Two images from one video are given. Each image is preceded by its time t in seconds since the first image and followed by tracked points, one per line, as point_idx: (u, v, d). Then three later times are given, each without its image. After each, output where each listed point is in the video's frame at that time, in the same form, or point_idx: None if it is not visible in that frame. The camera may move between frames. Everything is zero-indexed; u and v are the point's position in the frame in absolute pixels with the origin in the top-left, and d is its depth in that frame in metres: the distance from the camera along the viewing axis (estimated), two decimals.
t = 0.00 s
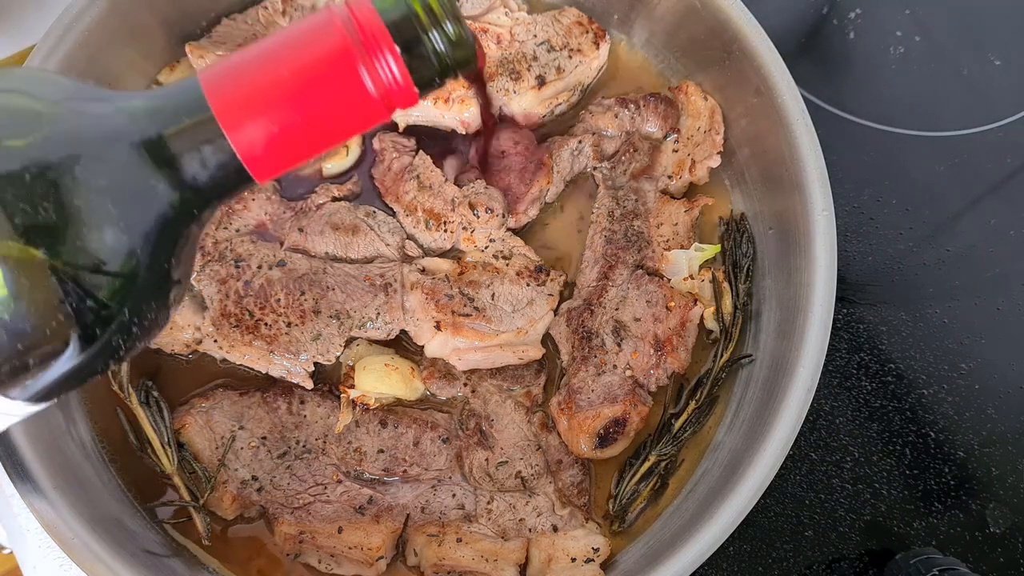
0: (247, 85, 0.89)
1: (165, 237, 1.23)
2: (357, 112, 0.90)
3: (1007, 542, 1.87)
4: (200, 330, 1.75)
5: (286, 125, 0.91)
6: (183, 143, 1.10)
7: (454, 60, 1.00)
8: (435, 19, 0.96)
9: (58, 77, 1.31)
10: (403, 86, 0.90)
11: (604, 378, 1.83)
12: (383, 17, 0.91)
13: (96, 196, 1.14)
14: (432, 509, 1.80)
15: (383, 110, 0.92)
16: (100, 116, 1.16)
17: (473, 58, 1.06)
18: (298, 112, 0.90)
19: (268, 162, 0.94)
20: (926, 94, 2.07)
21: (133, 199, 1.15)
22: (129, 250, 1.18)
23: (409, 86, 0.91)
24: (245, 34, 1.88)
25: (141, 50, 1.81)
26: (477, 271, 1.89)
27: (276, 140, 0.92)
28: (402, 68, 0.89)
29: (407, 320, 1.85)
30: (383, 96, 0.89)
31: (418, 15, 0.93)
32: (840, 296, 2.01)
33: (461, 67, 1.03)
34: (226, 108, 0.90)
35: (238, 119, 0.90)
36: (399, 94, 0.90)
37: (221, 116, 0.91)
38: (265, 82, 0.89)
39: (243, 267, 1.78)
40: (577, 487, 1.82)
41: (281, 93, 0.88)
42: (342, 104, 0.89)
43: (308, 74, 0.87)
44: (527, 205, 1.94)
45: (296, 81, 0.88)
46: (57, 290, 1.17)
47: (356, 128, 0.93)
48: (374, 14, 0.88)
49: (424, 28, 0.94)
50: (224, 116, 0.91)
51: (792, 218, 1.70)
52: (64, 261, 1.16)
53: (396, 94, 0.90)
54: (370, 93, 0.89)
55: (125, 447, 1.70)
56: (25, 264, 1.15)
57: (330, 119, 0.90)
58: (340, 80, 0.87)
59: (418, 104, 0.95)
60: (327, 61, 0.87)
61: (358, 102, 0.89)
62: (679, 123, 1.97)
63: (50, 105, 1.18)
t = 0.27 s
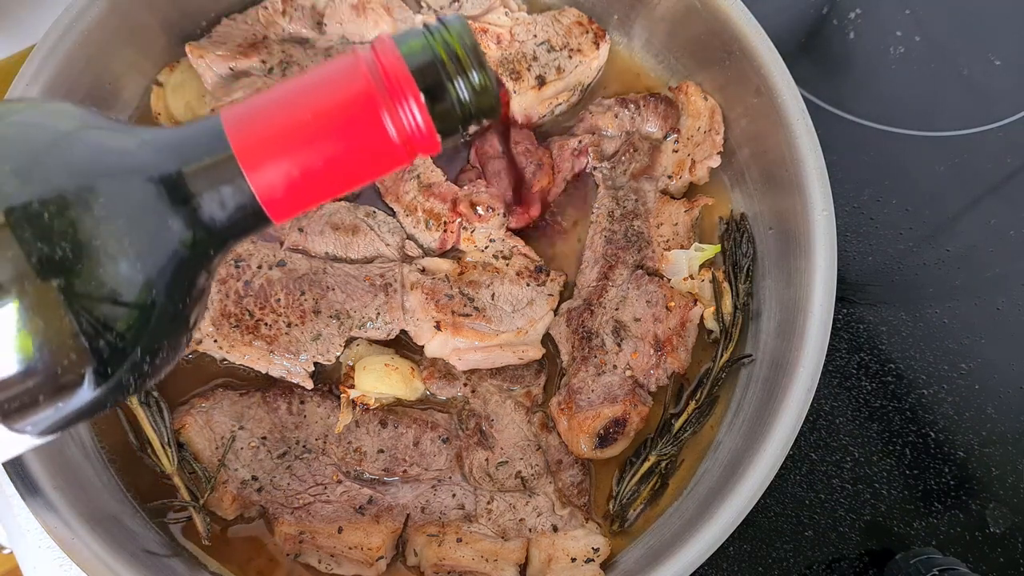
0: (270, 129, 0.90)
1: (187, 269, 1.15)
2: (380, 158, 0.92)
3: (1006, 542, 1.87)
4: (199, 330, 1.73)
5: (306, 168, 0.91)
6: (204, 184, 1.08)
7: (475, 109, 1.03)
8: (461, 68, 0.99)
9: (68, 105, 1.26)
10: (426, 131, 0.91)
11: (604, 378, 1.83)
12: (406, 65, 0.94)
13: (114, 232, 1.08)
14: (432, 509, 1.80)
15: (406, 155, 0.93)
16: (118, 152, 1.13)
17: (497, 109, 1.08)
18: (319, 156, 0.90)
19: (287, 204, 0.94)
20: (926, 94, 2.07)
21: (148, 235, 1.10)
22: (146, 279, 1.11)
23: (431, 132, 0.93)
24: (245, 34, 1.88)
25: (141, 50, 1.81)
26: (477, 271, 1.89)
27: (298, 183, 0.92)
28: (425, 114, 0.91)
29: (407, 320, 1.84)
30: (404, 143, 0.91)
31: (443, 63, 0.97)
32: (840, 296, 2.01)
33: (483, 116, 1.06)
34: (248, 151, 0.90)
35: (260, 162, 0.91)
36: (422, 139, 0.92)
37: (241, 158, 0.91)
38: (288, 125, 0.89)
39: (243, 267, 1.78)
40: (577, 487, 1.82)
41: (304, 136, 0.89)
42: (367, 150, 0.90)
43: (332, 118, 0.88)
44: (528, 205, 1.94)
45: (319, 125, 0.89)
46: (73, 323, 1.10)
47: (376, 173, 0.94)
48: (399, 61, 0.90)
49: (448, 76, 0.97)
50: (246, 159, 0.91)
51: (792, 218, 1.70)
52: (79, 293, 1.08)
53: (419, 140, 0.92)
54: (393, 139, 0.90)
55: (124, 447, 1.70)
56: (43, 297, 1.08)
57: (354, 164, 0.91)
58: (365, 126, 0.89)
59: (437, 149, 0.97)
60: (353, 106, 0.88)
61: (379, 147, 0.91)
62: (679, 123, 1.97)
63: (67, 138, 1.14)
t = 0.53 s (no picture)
0: (253, 162, 0.89)
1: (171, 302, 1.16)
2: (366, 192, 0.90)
3: (1006, 542, 1.87)
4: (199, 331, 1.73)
5: (290, 201, 0.90)
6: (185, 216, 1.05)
7: (464, 143, 0.98)
8: (449, 102, 0.95)
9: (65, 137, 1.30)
10: (414, 165, 0.89)
11: (604, 378, 1.83)
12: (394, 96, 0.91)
13: (95, 267, 1.08)
14: (432, 509, 1.80)
15: (393, 189, 0.91)
16: (100, 180, 1.13)
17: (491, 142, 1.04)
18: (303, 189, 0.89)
19: (271, 235, 0.93)
20: (925, 94, 2.06)
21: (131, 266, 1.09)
22: (128, 312, 1.11)
23: (419, 165, 0.90)
24: (244, 34, 1.88)
25: (141, 50, 1.81)
26: (477, 271, 1.90)
27: (282, 216, 0.91)
28: (413, 148, 0.88)
29: (407, 320, 1.84)
30: (391, 177, 0.89)
31: (430, 97, 0.93)
32: (840, 296, 2.01)
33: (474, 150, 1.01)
34: (231, 184, 0.89)
35: (244, 195, 0.89)
36: (410, 173, 0.89)
37: (225, 190, 0.90)
38: (271, 158, 0.88)
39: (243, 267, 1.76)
40: (577, 487, 1.82)
41: (288, 170, 0.88)
42: (352, 184, 0.89)
43: (316, 152, 0.87)
44: (528, 205, 1.94)
45: (304, 159, 0.87)
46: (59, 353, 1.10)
47: (362, 206, 0.92)
48: (386, 92, 0.88)
49: (433, 112, 0.93)
50: (228, 193, 0.90)
51: (792, 219, 1.70)
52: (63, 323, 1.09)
53: (407, 174, 0.89)
54: (378, 173, 0.88)
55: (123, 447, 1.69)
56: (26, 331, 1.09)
57: (339, 198, 0.90)
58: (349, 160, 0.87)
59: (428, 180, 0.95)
60: (337, 141, 0.87)
61: (365, 180, 0.89)
62: (679, 123, 1.97)
63: (52, 168, 1.14)
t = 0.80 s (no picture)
0: (158, 160, 0.88)
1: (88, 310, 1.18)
2: (275, 184, 0.89)
3: (1007, 542, 1.87)
4: (200, 330, 1.76)
5: (198, 199, 0.88)
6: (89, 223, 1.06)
7: (366, 129, 1.01)
8: (352, 91, 0.97)
9: None
10: (321, 155, 0.87)
11: (604, 378, 1.83)
12: (297, 87, 0.90)
13: (4, 280, 1.08)
14: (432, 509, 1.80)
15: (304, 179, 0.90)
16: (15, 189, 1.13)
17: (388, 127, 1.09)
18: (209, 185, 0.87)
19: (185, 233, 0.93)
20: (925, 94, 2.07)
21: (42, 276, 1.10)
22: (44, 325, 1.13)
23: (327, 154, 0.88)
24: (244, 34, 1.89)
25: (141, 50, 1.81)
26: (477, 271, 1.91)
27: (192, 214, 0.90)
28: (319, 137, 0.87)
29: (407, 320, 1.85)
30: (299, 168, 0.87)
31: (331, 86, 0.94)
32: (840, 296, 2.01)
33: (373, 134, 1.04)
34: (138, 184, 0.89)
35: (150, 195, 0.89)
36: (318, 163, 0.88)
37: (133, 190, 0.89)
38: (173, 155, 0.87)
39: (243, 267, 1.78)
40: (577, 487, 1.82)
41: (191, 165, 0.86)
42: (257, 178, 0.87)
43: (217, 147, 0.86)
44: (528, 205, 1.94)
45: (206, 154, 0.86)
46: None
47: (273, 198, 0.91)
48: (290, 86, 0.87)
49: (338, 102, 0.94)
50: (135, 193, 0.89)
51: (791, 218, 1.70)
52: None
53: (314, 164, 0.88)
54: (284, 164, 0.86)
55: (123, 448, 1.69)
56: None
57: (248, 192, 0.89)
58: (251, 154, 0.85)
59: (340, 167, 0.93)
60: (238, 133, 0.85)
61: (271, 174, 0.87)
62: (679, 123, 1.97)
63: None
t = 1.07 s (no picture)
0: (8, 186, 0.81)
1: None
2: (145, 202, 0.86)
3: (1007, 542, 1.87)
4: (200, 330, 1.77)
5: (56, 222, 0.82)
6: None
7: (236, 137, 0.93)
8: (217, 101, 0.90)
9: None
10: (191, 168, 0.85)
11: (604, 378, 1.84)
12: (157, 98, 0.85)
13: None
14: (432, 509, 1.80)
15: (176, 193, 0.87)
16: None
17: (258, 132, 0.97)
18: (72, 209, 0.82)
19: (48, 259, 0.87)
20: (925, 94, 2.07)
21: None
22: None
23: (199, 166, 0.87)
24: (244, 34, 1.88)
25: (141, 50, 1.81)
26: (477, 272, 1.90)
27: (54, 241, 0.84)
28: (186, 149, 0.84)
29: (407, 321, 1.85)
30: (169, 183, 0.85)
31: (198, 100, 0.88)
32: (840, 296, 2.01)
33: (248, 143, 0.96)
34: None
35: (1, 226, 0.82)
36: (188, 176, 0.86)
37: None
38: (26, 178, 0.81)
39: (243, 267, 1.79)
40: (577, 487, 1.83)
41: (50, 188, 0.80)
42: (127, 198, 0.83)
43: (77, 165, 0.80)
44: (528, 205, 1.94)
45: (61, 172, 0.80)
46: None
47: (147, 216, 0.88)
48: (149, 96, 0.84)
49: (205, 115, 0.88)
50: None
51: (791, 219, 1.70)
52: None
53: (184, 177, 0.86)
54: (152, 180, 0.83)
55: (123, 447, 1.69)
56: None
57: (116, 214, 0.85)
58: (114, 173, 0.81)
59: (214, 179, 0.92)
60: (97, 149, 0.80)
61: (137, 190, 0.83)
62: (679, 123, 1.97)
63: None
